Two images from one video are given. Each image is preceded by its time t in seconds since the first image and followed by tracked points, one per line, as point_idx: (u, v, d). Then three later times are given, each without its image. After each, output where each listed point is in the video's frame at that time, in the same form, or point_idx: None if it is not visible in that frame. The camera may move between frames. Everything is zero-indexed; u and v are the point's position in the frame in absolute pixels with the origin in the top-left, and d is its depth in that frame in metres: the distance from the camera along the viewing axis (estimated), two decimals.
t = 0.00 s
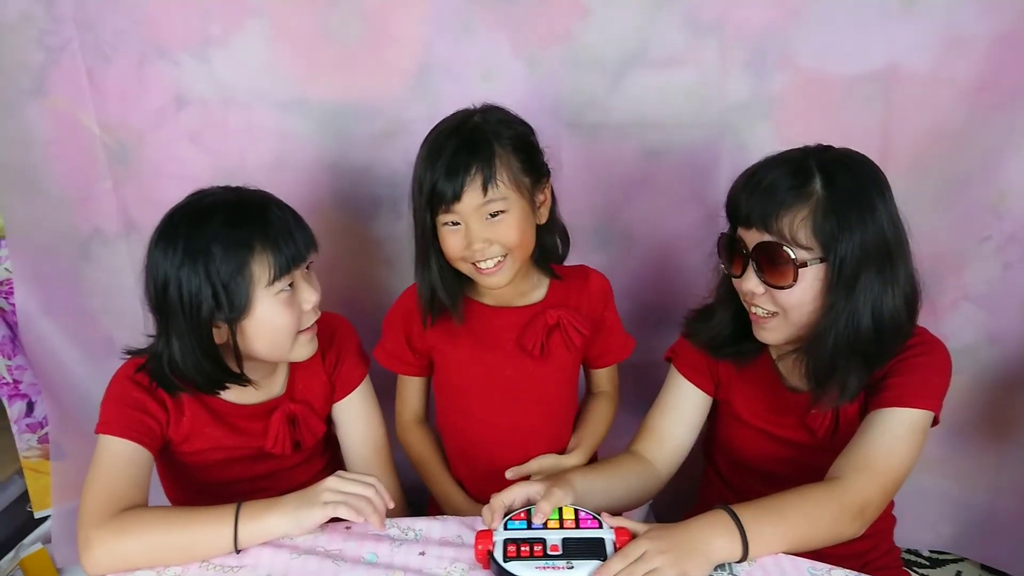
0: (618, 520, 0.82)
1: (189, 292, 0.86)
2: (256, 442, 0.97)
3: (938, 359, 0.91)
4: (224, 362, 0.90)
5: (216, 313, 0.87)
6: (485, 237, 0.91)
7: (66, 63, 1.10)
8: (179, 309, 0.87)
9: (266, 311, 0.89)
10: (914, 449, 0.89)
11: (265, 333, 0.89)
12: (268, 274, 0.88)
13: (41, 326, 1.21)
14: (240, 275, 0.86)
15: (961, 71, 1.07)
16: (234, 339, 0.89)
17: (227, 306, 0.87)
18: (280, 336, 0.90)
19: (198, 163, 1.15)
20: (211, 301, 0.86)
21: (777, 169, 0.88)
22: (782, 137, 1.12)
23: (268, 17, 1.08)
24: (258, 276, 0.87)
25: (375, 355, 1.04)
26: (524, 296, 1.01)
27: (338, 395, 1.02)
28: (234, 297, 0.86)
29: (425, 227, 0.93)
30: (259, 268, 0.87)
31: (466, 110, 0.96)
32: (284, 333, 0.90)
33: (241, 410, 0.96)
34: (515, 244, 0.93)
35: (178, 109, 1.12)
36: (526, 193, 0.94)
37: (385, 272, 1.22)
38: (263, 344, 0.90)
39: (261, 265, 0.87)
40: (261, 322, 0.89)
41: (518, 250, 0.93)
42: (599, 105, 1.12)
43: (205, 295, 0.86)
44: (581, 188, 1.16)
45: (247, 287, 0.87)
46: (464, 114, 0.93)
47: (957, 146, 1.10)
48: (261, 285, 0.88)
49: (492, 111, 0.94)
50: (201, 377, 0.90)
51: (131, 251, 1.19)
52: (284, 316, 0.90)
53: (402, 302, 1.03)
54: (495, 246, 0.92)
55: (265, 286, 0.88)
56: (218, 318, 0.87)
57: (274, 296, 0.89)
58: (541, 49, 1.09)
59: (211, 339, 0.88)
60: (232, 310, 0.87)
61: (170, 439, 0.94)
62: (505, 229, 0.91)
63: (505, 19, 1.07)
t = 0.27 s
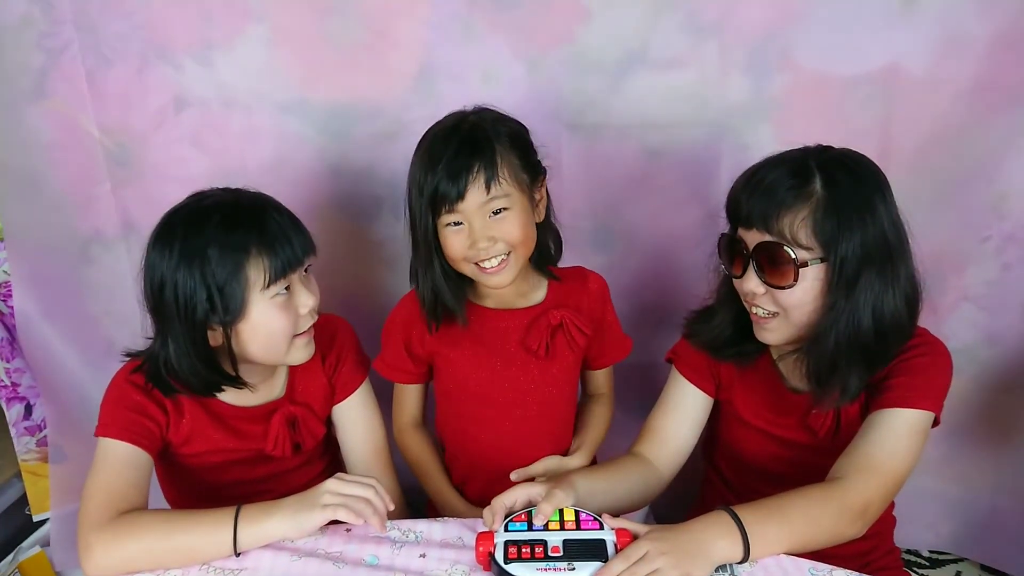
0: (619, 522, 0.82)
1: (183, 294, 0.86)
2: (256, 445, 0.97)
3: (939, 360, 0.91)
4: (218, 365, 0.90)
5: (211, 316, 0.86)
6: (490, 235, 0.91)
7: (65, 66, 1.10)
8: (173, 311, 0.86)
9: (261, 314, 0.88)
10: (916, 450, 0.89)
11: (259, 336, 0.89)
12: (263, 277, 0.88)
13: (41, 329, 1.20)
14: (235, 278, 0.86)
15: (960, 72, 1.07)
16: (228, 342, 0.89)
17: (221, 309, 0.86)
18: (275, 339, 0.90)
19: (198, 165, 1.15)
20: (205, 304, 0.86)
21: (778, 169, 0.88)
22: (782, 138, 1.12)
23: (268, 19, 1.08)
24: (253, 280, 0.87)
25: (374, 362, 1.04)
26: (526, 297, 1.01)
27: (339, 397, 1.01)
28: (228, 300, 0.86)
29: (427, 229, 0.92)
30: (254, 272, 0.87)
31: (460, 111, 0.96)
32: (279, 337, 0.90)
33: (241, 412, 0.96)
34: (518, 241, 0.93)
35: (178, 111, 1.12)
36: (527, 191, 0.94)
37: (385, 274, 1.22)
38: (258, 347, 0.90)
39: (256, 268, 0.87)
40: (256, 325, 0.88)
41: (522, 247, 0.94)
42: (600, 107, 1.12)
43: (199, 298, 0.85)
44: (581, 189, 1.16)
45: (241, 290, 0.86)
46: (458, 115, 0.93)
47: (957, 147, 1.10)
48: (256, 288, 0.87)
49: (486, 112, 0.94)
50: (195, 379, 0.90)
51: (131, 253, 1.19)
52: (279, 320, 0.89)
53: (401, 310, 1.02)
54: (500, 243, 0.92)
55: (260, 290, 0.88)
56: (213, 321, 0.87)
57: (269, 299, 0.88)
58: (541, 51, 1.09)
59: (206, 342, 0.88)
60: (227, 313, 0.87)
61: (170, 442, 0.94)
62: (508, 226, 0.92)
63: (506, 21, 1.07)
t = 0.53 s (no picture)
0: (613, 525, 0.81)
1: (167, 293, 0.86)
2: (250, 448, 0.97)
3: (934, 361, 0.92)
4: (195, 367, 0.90)
5: (189, 319, 0.86)
6: (486, 240, 0.91)
7: (59, 69, 1.10)
8: (156, 306, 0.87)
9: (240, 329, 0.87)
10: (911, 451, 0.89)
11: (237, 348, 0.88)
12: (246, 290, 0.86)
13: (34, 333, 1.20)
14: (217, 286, 0.85)
15: (954, 74, 1.07)
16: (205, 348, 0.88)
17: (200, 315, 0.86)
18: (252, 354, 0.88)
19: (192, 168, 1.15)
20: (185, 307, 0.86)
21: (772, 175, 0.88)
22: (776, 140, 1.12)
23: (262, 22, 1.07)
24: (235, 292, 0.86)
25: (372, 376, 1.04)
26: (521, 296, 1.01)
27: (332, 400, 1.01)
28: (208, 307, 0.86)
29: (421, 237, 0.92)
30: (237, 284, 0.86)
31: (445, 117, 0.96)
32: (256, 352, 0.88)
33: (234, 416, 0.96)
34: (513, 243, 0.93)
35: (171, 114, 1.12)
36: (518, 194, 0.94)
37: (380, 276, 1.22)
38: (235, 358, 0.89)
39: (240, 280, 0.86)
40: (234, 338, 0.87)
41: (517, 248, 0.94)
42: (594, 109, 1.11)
43: (180, 299, 0.85)
44: (576, 191, 1.16)
45: (223, 300, 0.86)
46: (445, 122, 0.93)
47: (951, 149, 1.10)
48: (237, 302, 0.86)
49: (473, 117, 0.94)
50: (171, 378, 0.90)
51: (125, 256, 1.19)
52: (258, 336, 0.87)
53: (396, 321, 1.02)
54: (495, 248, 0.92)
55: (242, 302, 0.86)
56: (192, 325, 0.87)
57: (250, 315, 0.87)
58: (535, 53, 1.09)
59: (184, 343, 0.88)
60: (206, 320, 0.86)
61: (163, 446, 0.94)
62: (503, 229, 0.92)
63: (500, 23, 1.07)
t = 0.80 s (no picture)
0: (606, 524, 0.82)
1: (157, 293, 0.86)
2: (243, 448, 0.97)
3: (926, 359, 0.92)
4: (187, 367, 0.89)
5: (180, 319, 0.86)
6: (477, 245, 0.91)
7: (49, 69, 1.09)
8: (147, 305, 0.87)
9: (231, 330, 0.87)
10: (903, 449, 0.89)
11: (228, 349, 0.87)
12: (237, 290, 0.86)
13: (25, 333, 1.20)
14: (208, 286, 0.85)
15: (945, 73, 1.07)
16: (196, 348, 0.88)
17: (192, 314, 0.86)
18: (243, 354, 0.88)
19: (184, 168, 1.14)
20: (176, 307, 0.85)
21: (764, 176, 0.88)
22: (768, 139, 1.12)
23: (253, 22, 1.07)
24: (226, 292, 0.86)
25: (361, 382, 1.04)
26: (507, 296, 1.02)
27: (325, 399, 1.01)
28: (199, 307, 0.85)
29: (410, 242, 0.92)
30: (228, 284, 0.85)
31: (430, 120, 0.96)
32: (248, 352, 0.88)
33: (227, 416, 0.95)
34: (503, 246, 0.93)
35: (162, 114, 1.11)
36: (506, 196, 0.94)
37: (373, 276, 1.22)
38: (226, 358, 0.88)
39: (231, 279, 0.85)
40: (225, 338, 0.87)
41: (507, 251, 0.94)
42: (586, 109, 1.12)
43: (172, 299, 0.85)
44: (569, 191, 1.16)
45: (213, 300, 0.85)
46: (433, 125, 0.93)
47: (942, 148, 1.11)
48: (228, 302, 0.86)
49: (457, 120, 0.94)
50: (163, 378, 0.90)
51: (117, 256, 1.19)
52: (249, 336, 0.87)
53: (383, 325, 1.01)
54: (486, 252, 0.92)
55: (233, 302, 0.86)
56: (183, 325, 0.86)
57: (241, 315, 0.87)
58: (528, 53, 1.09)
59: (176, 343, 0.88)
60: (198, 320, 0.86)
61: (156, 446, 0.93)
62: (494, 233, 0.92)
63: (492, 23, 1.07)
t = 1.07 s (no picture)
0: (598, 521, 0.81)
1: (144, 290, 0.85)
2: (234, 446, 0.97)
3: (918, 356, 0.92)
4: (176, 364, 0.89)
5: (168, 316, 0.86)
6: (464, 247, 0.91)
7: (37, 66, 1.09)
8: (135, 302, 0.87)
9: (217, 327, 0.86)
10: (895, 446, 0.89)
11: (215, 346, 0.87)
12: (224, 287, 0.85)
13: (14, 333, 1.19)
14: (195, 283, 0.84)
15: (936, 70, 1.07)
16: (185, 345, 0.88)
17: (179, 311, 0.85)
18: (230, 352, 0.87)
19: (174, 167, 1.14)
20: (164, 304, 0.85)
21: (757, 171, 0.88)
22: (759, 136, 1.12)
23: (243, 19, 1.07)
24: (213, 289, 0.85)
25: (346, 383, 1.03)
26: (493, 295, 1.02)
27: (317, 397, 1.01)
28: (186, 304, 0.85)
29: (396, 243, 0.92)
30: (215, 281, 0.85)
31: (414, 118, 0.95)
32: (234, 350, 0.87)
33: (218, 415, 0.95)
34: (490, 248, 0.93)
35: (152, 111, 1.11)
36: (492, 196, 0.94)
37: (364, 275, 1.22)
38: (213, 356, 0.88)
39: (218, 276, 0.85)
40: (212, 335, 0.86)
41: (493, 252, 0.94)
42: (578, 106, 1.11)
43: (159, 297, 0.85)
44: (561, 188, 1.16)
45: (200, 297, 0.85)
46: (419, 125, 0.92)
47: (933, 145, 1.11)
48: (214, 300, 0.85)
49: (442, 119, 0.93)
50: (152, 376, 0.89)
51: (107, 255, 1.18)
52: (236, 333, 0.87)
53: (368, 327, 1.01)
54: (473, 254, 0.92)
55: (219, 300, 0.86)
56: (171, 322, 0.86)
57: (228, 313, 0.86)
58: (519, 50, 1.09)
59: (164, 340, 0.87)
60: (185, 317, 0.86)
61: (145, 445, 0.93)
62: (481, 235, 0.92)
63: (483, 20, 1.07)
